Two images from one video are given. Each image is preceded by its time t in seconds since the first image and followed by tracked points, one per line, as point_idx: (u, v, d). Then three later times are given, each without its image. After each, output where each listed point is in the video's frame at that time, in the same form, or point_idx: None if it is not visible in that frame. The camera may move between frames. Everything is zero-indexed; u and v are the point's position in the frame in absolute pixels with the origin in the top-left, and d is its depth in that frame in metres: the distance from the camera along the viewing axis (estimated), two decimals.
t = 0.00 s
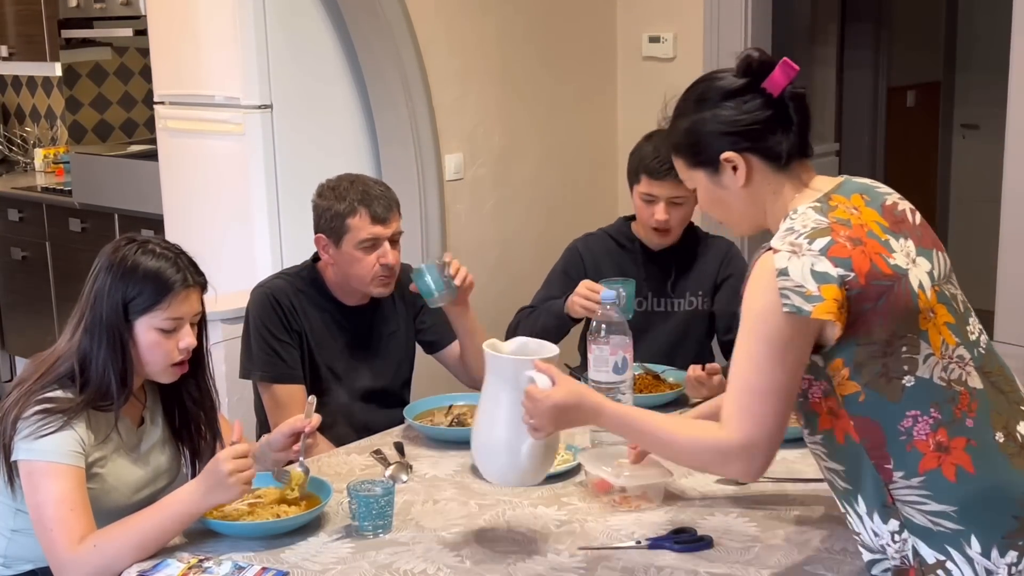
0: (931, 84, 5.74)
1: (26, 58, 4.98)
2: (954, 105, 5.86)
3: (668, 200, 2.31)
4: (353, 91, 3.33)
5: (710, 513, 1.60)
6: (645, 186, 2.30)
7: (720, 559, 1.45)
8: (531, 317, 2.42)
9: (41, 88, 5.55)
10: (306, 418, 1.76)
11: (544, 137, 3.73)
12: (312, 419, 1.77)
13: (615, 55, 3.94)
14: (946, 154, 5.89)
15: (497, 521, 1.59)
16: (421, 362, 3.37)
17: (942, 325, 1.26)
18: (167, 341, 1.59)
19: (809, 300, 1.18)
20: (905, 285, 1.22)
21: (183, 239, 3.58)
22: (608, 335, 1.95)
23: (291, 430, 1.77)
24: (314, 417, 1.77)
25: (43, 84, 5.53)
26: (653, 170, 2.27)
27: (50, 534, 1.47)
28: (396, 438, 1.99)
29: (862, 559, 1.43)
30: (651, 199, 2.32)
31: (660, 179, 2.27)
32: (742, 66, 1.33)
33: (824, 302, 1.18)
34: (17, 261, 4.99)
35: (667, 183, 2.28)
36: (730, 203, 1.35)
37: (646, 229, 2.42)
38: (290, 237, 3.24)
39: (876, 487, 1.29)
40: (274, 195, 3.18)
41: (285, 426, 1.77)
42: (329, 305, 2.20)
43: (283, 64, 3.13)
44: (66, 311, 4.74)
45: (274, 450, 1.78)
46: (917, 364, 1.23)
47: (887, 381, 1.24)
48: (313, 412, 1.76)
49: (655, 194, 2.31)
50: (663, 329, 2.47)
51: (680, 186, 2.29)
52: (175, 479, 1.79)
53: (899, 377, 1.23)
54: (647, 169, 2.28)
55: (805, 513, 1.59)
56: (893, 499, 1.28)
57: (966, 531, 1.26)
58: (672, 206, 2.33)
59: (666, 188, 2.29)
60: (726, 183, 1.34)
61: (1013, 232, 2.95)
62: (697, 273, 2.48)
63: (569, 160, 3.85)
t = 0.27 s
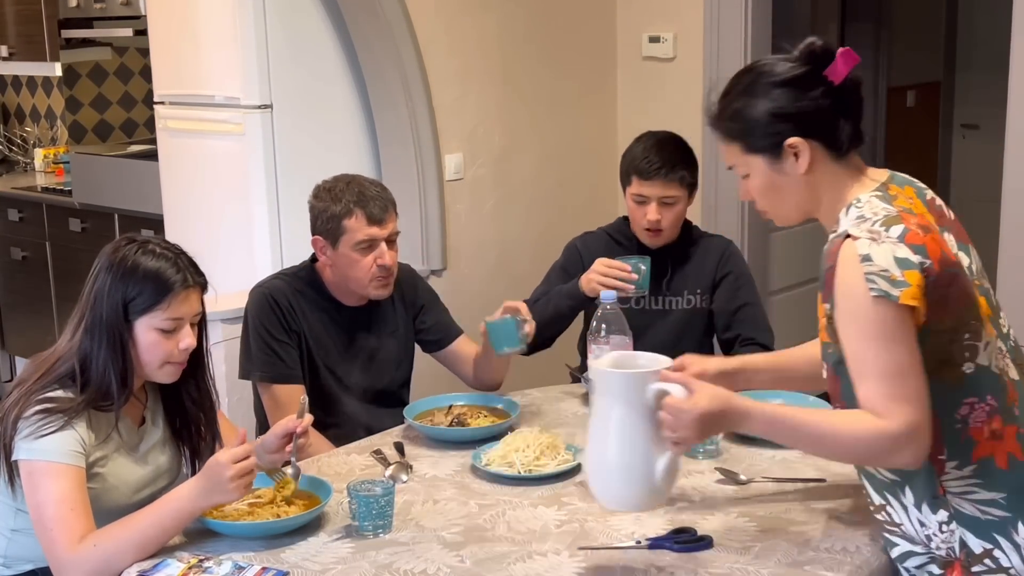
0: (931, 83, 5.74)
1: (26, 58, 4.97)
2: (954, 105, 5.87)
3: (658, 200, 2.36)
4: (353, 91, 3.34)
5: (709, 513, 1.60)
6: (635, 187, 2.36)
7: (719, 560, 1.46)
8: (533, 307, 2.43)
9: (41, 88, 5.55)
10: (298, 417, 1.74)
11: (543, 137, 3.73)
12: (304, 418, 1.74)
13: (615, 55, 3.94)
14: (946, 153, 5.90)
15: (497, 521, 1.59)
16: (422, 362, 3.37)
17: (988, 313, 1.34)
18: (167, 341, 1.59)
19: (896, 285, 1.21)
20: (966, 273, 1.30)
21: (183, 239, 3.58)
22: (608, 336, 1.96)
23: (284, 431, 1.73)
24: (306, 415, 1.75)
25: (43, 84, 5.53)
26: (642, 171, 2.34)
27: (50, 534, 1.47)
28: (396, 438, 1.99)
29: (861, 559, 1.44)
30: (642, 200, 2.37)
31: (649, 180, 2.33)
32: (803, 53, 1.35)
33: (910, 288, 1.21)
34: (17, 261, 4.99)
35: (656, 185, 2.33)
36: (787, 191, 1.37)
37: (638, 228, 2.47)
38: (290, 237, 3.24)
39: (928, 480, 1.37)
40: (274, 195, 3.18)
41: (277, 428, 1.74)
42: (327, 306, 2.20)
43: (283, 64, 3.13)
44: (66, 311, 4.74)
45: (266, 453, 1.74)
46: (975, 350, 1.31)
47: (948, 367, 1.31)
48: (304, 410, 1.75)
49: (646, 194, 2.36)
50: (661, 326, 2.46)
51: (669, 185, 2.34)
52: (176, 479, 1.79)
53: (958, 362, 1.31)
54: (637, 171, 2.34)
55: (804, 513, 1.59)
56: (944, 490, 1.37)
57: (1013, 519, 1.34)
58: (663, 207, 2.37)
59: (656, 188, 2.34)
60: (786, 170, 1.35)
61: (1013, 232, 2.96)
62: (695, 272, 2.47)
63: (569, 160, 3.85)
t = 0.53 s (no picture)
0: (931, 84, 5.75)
1: (26, 58, 4.97)
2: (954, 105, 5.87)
3: (653, 205, 2.36)
4: (353, 91, 3.33)
5: (710, 513, 1.60)
6: (630, 191, 2.38)
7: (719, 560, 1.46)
8: (539, 296, 2.47)
9: (41, 88, 5.55)
10: (306, 416, 1.76)
11: (544, 137, 3.73)
12: (311, 416, 1.77)
13: (616, 55, 3.94)
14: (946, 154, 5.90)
15: (497, 521, 1.59)
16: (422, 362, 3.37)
17: None
18: (168, 342, 1.59)
19: None
20: None
21: (183, 238, 3.58)
22: (608, 335, 1.96)
23: (291, 430, 1.76)
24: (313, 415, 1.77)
25: (43, 84, 5.53)
26: (637, 175, 2.35)
27: (51, 535, 1.47)
28: (396, 438, 1.99)
29: (862, 559, 1.44)
30: (636, 205, 2.38)
31: (644, 184, 2.35)
32: (928, 30, 1.35)
33: None
34: (17, 261, 4.98)
35: (651, 189, 2.35)
36: (932, 163, 1.37)
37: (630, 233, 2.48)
38: (290, 236, 3.24)
39: (1012, 441, 1.39)
40: (274, 195, 3.18)
41: (283, 427, 1.77)
42: (328, 305, 2.20)
43: (284, 63, 3.13)
44: (66, 311, 4.73)
45: (274, 451, 1.78)
46: None
47: None
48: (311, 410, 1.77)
49: (640, 198, 2.37)
50: (661, 325, 2.46)
51: (663, 189, 2.35)
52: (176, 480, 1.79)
53: None
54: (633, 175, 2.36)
55: (804, 513, 1.59)
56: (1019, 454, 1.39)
57: None
58: (658, 212, 2.37)
59: (650, 192, 2.35)
60: (940, 139, 1.36)
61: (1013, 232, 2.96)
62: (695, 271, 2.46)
63: (570, 160, 3.85)
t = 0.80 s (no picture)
0: (931, 84, 5.75)
1: (26, 58, 4.96)
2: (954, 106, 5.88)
3: (651, 207, 2.36)
4: (353, 91, 3.33)
5: (709, 513, 1.60)
6: (628, 193, 2.38)
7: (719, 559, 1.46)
8: (540, 290, 2.48)
9: (41, 88, 5.55)
10: (302, 412, 1.78)
11: (544, 137, 3.73)
12: (307, 412, 1.78)
13: (615, 55, 3.94)
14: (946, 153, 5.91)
15: (497, 521, 1.59)
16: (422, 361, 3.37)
17: None
18: (168, 343, 1.59)
19: None
20: None
21: (183, 238, 3.58)
22: (608, 335, 1.96)
23: (288, 427, 1.78)
24: (310, 410, 1.78)
25: (42, 84, 5.53)
26: (635, 176, 2.36)
27: (51, 536, 1.47)
28: (396, 438, 1.99)
29: (862, 559, 1.44)
30: (634, 206, 2.38)
31: (642, 185, 2.35)
32: None
33: None
34: (17, 261, 4.98)
35: (648, 190, 2.35)
36: None
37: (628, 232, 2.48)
38: (290, 236, 3.24)
39: None
40: (274, 195, 3.18)
41: (281, 424, 1.78)
42: (331, 305, 2.19)
43: (283, 63, 3.13)
44: (66, 311, 4.73)
45: (273, 450, 1.79)
46: None
47: None
48: (307, 405, 1.78)
49: (637, 199, 2.37)
50: (662, 324, 2.46)
51: (662, 189, 2.36)
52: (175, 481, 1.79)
53: None
54: (631, 175, 2.36)
55: (804, 513, 1.59)
56: None
57: None
58: (656, 213, 2.37)
59: (648, 194, 2.35)
60: None
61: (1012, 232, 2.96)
62: (696, 270, 2.46)
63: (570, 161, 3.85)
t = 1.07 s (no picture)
0: (931, 83, 5.76)
1: (26, 58, 4.96)
2: (954, 106, 5.89)
3: (649, 209, 2.36)
4: (353, 91, 3.33)
5: (709, 513, 1.60)
6: (627, 195, 2.38)
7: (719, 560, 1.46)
8: (540, 287, 2.48)
9: (41, 88, 5.55)
10: (300, 415, 1.76)
11: (544, 137, 3.73)
12: (307, 414, 1.76)
13: (615, 55, 3.95)
14: (946, 153, 5.92)
15: (497, 521, 1.59)
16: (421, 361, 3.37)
17: None
18: (168, 343, 1.59)
19: None
20: None
21: (183, 238, 3.59)
22: (608, 335, 1.96)
23: (288, 430, 1.77)
24: (309, 413, 1.76)
25: (43, 84, 5.53)
26: (633, 179, 2.36)
27: (51, 536, 1.47)
28: (396, 438, 2.00)
29: (862, 559, 1.44)
30: (633, 208, 2.38)
31: (640, 188, 2.35)
32: None
33: None
34: (17, 261, 4.99)
35: (647, 193, 2.35)
36: None
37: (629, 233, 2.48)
38: (290, 236, 3.24)
39: None
40: (274, 196, 3.18)
41: (282, 427, 1.78)
42: (331, 305, 2.19)
43: (283, 63, 3.13)
44: (66, 311, 4.73)
45: (274, 452, 1.79)
46: None
47: None
48: (306, 409, 1.76)
49: (636, 202, 2.37)
50: (661, 323, 2.46)
51: (660, 192, 2.36)
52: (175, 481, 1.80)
53: None
54: (630, 178, 2.36)
55: (804, 513, 1.59)
56: None
57: None
58: (655, 215, 2.37)
59: (647, 196, 2.35)
60: None
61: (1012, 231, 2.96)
62: (696, 270, 2.46)
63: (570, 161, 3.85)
